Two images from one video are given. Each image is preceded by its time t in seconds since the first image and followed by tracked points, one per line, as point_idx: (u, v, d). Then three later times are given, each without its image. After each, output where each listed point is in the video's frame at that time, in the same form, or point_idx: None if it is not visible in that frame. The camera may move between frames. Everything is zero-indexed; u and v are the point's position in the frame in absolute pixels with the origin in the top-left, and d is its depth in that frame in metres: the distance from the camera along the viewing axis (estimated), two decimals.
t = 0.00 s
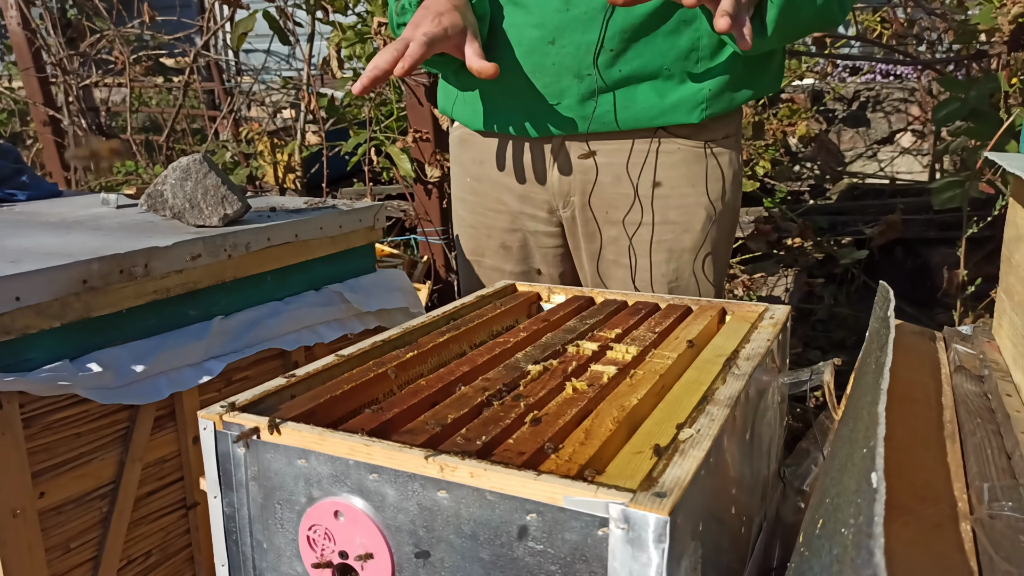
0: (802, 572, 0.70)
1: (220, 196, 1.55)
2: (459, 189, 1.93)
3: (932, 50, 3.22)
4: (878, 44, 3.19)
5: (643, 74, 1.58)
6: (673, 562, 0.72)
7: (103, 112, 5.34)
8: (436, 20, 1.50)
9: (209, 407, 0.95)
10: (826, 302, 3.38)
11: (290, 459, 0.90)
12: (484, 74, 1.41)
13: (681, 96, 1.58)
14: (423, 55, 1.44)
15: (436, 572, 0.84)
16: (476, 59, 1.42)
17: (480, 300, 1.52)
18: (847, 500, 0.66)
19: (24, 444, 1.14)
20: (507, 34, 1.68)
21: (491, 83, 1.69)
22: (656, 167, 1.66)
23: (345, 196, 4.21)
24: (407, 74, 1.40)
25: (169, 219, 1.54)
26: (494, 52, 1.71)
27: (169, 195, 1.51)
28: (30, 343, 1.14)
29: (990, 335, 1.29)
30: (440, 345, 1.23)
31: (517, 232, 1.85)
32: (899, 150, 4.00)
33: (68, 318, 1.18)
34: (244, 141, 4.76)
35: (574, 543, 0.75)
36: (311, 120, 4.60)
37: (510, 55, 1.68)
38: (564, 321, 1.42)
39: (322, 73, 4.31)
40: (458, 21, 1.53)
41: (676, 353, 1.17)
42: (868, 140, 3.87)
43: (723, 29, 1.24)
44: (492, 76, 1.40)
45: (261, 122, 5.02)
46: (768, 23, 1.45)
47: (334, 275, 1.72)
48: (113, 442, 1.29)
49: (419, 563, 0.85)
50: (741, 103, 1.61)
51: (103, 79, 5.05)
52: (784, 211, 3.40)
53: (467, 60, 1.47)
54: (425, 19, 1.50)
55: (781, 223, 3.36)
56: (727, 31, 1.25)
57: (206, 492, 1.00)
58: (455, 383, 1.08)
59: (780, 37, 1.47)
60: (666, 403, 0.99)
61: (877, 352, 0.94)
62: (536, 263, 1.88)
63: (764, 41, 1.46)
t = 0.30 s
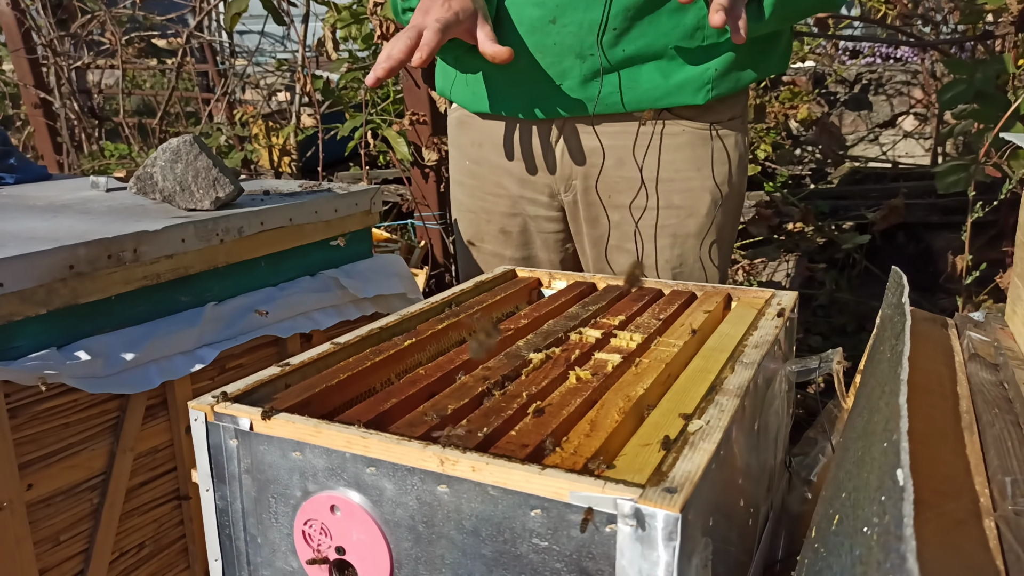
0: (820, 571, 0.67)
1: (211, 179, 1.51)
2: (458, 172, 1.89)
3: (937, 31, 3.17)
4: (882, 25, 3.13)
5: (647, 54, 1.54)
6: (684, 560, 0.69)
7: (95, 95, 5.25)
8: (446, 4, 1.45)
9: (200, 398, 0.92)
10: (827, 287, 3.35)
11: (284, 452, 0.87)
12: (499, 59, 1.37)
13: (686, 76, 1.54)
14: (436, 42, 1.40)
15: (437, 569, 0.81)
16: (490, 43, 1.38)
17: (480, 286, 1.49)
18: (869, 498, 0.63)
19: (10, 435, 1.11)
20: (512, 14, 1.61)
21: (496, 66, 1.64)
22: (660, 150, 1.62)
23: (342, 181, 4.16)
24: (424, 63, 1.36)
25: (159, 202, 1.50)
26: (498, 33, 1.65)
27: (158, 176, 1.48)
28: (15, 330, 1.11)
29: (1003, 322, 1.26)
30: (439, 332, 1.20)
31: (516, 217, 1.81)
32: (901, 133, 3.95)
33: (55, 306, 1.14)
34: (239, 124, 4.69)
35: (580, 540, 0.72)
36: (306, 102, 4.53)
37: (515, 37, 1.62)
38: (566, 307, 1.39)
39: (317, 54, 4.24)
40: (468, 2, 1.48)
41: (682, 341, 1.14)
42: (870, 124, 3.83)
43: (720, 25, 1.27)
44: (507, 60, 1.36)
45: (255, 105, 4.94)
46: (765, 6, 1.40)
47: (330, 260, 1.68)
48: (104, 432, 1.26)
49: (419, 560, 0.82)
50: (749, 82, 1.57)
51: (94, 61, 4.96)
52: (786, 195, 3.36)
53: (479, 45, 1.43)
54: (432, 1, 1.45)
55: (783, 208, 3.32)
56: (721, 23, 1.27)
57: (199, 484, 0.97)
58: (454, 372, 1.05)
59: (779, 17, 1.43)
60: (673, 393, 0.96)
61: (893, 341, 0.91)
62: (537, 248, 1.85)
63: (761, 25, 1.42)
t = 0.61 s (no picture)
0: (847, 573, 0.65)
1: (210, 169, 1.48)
2: (462, 164, 1.87)
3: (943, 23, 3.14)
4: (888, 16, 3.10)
5: (657, 42, 1.51)
6: (705, 561, 0.67)
7: (91, 87, 5.19)
8: None
9: (201, 393, 0.89)
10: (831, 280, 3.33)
11: (289, 448, 0.85)
12: (507, 49, 1.35)
13: (697, 65, 1.51)
14: (444, 31, 1.37)
15: (447, 569, 0.79)
16: (498, 33, 1.35)
17: (485, 279, 1.46)
18: (901, 498, 0.60)
19: (6, 431, 1.09)
20: (518, 1, 1.58)
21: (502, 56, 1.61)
22: (669, 140, 1.59)
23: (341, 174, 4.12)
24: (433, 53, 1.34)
25: (157, 193, 1.47)
26: (504, 22, 1.62)
27: (156, 166, 1.45)
28: (11, 324, 1.08)
29: (1020, 315, 1.24)
30: (444, 326, 1.17)
31: (522, 209, 1.79)
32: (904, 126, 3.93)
33: (52, 298, 1.12)
34: (237, 117, 4.65)
35: (597, 540, 0.69)
36: (305, 95, 4.49)
37: (522, 26, 1.59)
38: (573, 301, 1.36)
39: (316, 46, 4.19)
40: None
41: (694, 334, 1.11)
42: (873, 117, 3.80)
43: (739, 16, 1.26)
44: (516, 51, 1.33)
45: (253, 97, 4.89)
46: None
47: (332, 252, 1.65)
48: (103, 428, 1.24)
49: (429, 560, 0.79)
50: (759, 72, 1.54)
51: (91, 53, 4.90)
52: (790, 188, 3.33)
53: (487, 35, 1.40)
54: None
55: (787, 201, 3.30)
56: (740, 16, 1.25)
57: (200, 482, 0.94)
58: (462, 367, 1.03)
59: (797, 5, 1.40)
60: (687, 387, 0.94)
61: (915, 334, 0.88)
62: (542, 241, 1.82)
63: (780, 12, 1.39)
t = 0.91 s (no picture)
0: None
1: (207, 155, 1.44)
2: (463, 151, 1.83)
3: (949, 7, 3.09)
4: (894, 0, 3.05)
5: (663, 26, 1.47)
6: (728, 563, 0.64)
7: (86, 72, 5.12)
8: None
9: (201, 387, 0.86)
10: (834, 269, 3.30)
11: (292, 445, 0.82)
12: (509, 33, 1.31)
13: (703, 50, 1.47)
14: (443, 15, 1.33)
15: (456, 570, 0.76)
16: (500, 16, 1.32)
17: (490, 268, 1.43)
18: (935, 500, 0.58)
19: None
20: None
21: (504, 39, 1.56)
22: (675, 127, 1.56)
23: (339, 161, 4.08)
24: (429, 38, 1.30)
25: (153, 181, 1.44)
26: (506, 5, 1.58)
27: (153, 152, 1.41)
28: (4, 315, 1.05)
29: None
30: (449, 317, 1.14)
31: (524, 197, 1.76)
32: (907, 113, 3.89)
33: (45, 289, 1.09)
34: (234, 103, 4.59)
35: (614, 542, 0.67)
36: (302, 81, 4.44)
37: (525, 9, 1.56)
38: (580, 291, 1.33)
39: (313, 31, 4.13)
40: None
41: (706, 326, 1.09)
42: (876, 103, 3.76)
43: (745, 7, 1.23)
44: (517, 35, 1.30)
45: (249, 83, 4.83)
46: None
47: (332, 241, 1.62)
48: (99, 422, 1.21)
49: (437, 560, 0.77)
50: (766, 59, 1.50)
51: (85, 38, 4.83)
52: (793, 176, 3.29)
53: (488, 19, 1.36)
54: None
55: (790, 188, 3.26)
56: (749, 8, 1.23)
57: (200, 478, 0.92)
58: (468, 359, 1.00)
59: None
60: (702, 381, 0.91)
61: (939, 326, 0.85)
62: (545, 229, 1.79)
63: None
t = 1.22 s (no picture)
0: None
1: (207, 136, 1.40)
2: (465, 130, 1.80)
3: None
4: None
5: None
6: (760, 560, 0.62)
7: (80, 53, 5.04)
8: None
9: (205, 375, 0.83)
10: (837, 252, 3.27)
11: (301, 436, 0.79)
12: None
13: (712, 14, 1.41)
14: None
15: (473, 566, 0.73)
16: None
17: (497, 252, 1.39)
18: (980, 494, 0.54)
19: None
20: None
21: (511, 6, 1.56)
22: (682, 107, 1.52)
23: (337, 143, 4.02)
24: None
25: (151, 162, 1.39)
26: None
27: (151, 132, 1.37)
28: None
29: None
30: (459, 303, 1.11)
31: (527, 177, 1.72)
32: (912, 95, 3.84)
33: (42, 274, 1.05)
34: (229, 85, 4.52)
35: (640, 537, 0.64)
36: (300, 62, 4.37)
37: None
38: (591, 275, 1.30)
39: (310, 10, 4.05)
40: None
41: (724, 312, 1.06)
42: (881, 84, 3.71)
43: None
44: None
45: (245, 64, 4.76)
46: None
47: (335, 225, 1.58)
48: (99, 409, 1.18)
49: (453, 555, 0.74)
50: (782, 18, 1.42)
51: (78, 18, 4.74)
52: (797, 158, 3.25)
53: None
54: None
55: (795, 170, 3.22)
56: None
57: (206, 469, 0.89)
58: (480, 347, 0.97)
59: None
60: (723, 368, 0.88)
61: (971, 311, 0.82)
62: (548, 210, 1.75)
63: None
